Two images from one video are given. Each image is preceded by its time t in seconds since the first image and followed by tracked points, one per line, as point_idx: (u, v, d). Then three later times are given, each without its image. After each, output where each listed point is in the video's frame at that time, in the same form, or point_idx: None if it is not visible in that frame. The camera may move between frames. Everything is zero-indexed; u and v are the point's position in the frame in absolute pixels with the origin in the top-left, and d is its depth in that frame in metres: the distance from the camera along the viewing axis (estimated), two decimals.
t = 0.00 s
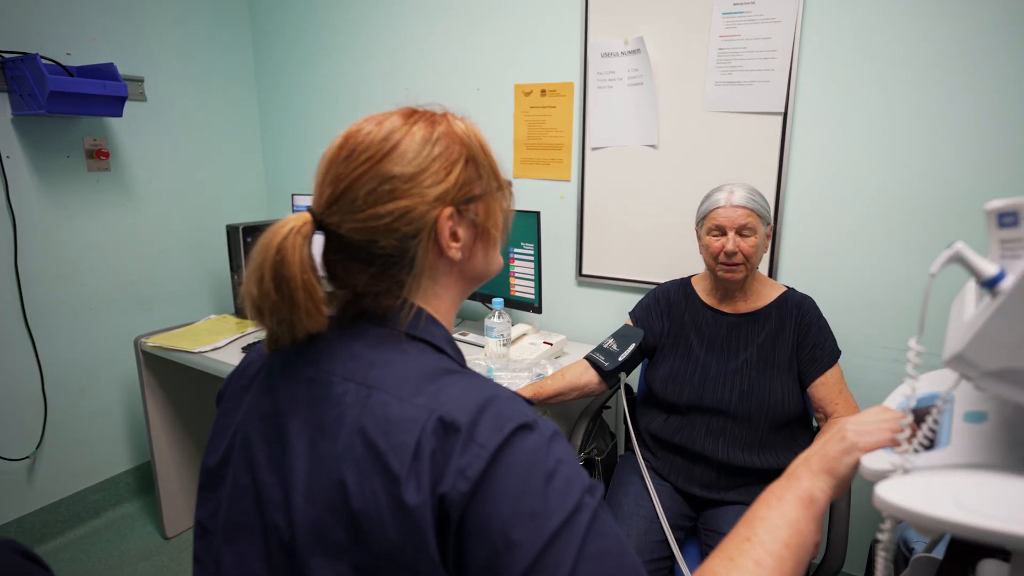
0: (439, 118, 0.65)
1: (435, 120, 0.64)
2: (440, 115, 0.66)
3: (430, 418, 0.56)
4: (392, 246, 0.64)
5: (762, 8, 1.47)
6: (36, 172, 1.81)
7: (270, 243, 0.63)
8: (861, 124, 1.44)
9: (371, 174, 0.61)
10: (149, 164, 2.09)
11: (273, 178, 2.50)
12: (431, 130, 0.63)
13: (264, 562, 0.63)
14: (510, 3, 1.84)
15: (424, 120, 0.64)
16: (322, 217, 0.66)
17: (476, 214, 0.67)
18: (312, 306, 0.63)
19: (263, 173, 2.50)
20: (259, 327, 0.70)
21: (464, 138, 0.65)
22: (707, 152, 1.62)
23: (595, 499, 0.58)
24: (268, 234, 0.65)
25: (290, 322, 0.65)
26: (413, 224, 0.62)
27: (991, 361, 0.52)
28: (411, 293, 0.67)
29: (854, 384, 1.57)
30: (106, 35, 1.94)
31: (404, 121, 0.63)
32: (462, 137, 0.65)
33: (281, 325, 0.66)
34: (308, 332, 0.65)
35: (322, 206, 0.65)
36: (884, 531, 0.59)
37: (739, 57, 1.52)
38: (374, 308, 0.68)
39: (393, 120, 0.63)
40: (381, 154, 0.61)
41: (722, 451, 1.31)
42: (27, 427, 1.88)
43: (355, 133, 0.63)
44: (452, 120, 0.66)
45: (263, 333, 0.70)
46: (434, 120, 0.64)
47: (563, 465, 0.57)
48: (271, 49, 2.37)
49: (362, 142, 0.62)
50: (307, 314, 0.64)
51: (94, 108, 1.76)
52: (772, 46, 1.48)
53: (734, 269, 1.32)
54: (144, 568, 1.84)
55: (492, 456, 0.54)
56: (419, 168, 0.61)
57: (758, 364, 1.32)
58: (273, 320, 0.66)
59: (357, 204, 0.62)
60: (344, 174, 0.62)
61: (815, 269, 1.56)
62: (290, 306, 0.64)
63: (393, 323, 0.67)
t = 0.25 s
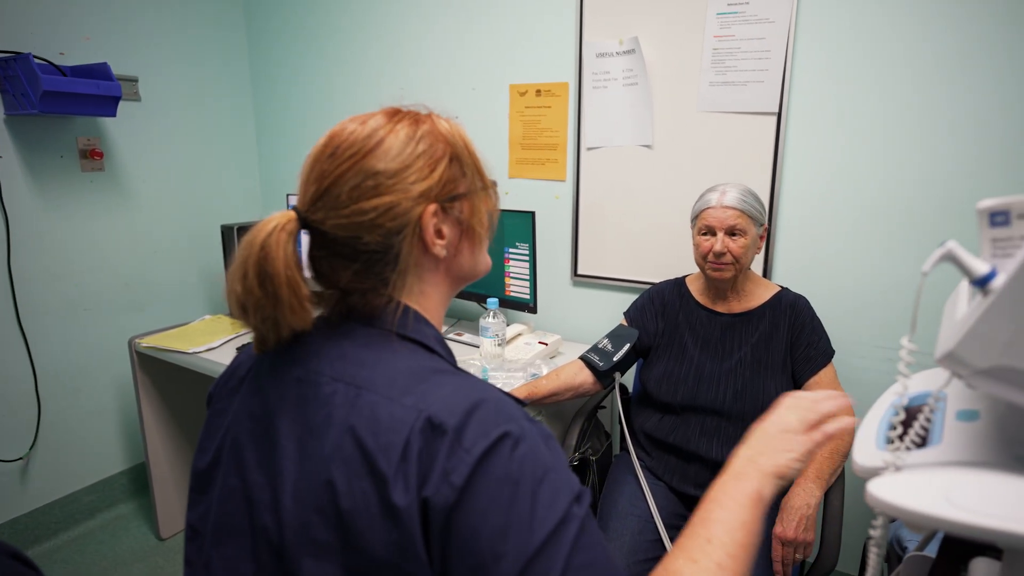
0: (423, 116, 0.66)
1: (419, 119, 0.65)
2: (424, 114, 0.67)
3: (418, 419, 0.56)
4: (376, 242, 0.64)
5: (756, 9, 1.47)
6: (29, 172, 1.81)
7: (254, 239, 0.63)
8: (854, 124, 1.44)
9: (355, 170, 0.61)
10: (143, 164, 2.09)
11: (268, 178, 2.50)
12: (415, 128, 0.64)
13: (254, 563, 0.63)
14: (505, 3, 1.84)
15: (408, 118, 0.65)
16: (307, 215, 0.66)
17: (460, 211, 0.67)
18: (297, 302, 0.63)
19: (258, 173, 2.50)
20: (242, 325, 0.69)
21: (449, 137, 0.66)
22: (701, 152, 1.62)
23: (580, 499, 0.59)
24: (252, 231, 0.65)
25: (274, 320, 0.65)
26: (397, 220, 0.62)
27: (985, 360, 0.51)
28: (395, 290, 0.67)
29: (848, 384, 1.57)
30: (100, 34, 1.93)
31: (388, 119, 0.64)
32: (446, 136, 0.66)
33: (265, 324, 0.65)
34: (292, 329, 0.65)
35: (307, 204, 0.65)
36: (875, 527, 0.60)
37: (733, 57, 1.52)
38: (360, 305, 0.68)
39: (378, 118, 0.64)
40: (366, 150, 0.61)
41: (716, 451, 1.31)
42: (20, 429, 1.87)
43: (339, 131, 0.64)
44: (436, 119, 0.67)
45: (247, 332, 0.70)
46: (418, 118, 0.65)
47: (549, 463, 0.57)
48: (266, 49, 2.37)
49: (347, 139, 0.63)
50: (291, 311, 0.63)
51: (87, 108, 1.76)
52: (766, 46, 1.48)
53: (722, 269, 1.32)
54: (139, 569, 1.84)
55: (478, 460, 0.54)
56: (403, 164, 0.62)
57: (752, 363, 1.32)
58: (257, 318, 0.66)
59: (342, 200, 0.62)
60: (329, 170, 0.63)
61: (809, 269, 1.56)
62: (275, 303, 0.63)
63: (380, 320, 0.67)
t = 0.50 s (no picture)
0: (406, 117, 0.68)
1: (402, 118, 0.67)
2: (408, 114, 0.69)
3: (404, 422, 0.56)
4: (352, 234, 0.64)
5: (750, 9, 1.47)
6: (22, 172, 1.80)
7: (231, 229, 0.64)
8: (847, 124, 1.45)
9: (333, 161, 0.62)
10: (137, 164, 2.08)
11: (263, 178, 2.49)
12: (396, 126, 0.65)
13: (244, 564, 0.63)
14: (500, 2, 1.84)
15: (391, 117, 0.66)
16: (286, 208, 0.66)
17: (440, 209, 0.68)
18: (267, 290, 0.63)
19: (254, 173, 2.50)
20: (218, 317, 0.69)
21: (430, 136, 0.67)
22: (696, 152, 1.62)
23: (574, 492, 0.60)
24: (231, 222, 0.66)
25: (246, 310, 0.65)
26: (373, 212, 0.63)
27: (971, 357, 0.51)
28: (372, 285, 0.67)
29: (841, 383, 1.58)
30: (94, 34, 1.92)
31: (371, 116, 0.66)
32: (429, 135, 0.67)
33: (239, 313, 0.66)
34: (265, 320, 0.65)
35: (287, 197, 0.66)
36: (864, 526, 0.60)
37: (728, 57, 1.52)
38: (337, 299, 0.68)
39: (360, 115, 0.66)
40: (345, 144, 0.63)
41: (710, 450, 1.32)
42: (14, 429, 1.86)
43: (322, 126, 0.65)
44: (419, 119, 0.68)
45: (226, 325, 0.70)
46: (400, 117, 0.67)
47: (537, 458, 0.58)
48: (261, 48, 2.36)
49: (329, 133, 0.64)
50: (262, 299, 0.63)
51: (81, 108, 1.75)
52: (760, 46, 1.48)
53: (714, 269, 1.33)
54: (133, 569, 1.83)
55: (468, 464, 0.55)
56: (381, 157, 0.63)
57: (746, 363, 1.32)
58: (231, 307, 0.66)
59: (319, 191, 0.63)
60: (309, 163, 0.64)
61: (803, 269, 1.57)
62: (247, 291, 0.64)
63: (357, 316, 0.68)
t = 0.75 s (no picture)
0: (393, 121, 0.73)
1: (387, 120, 0.72)
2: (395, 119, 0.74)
3: (405, 421, 0.59)
4: (331, 218, 0.67)
5: (744, 10, 1.48)
6: (16, 172, 1.79)
7: (211, 212, 0.66)
8: (840, 125, 1.45)
9: (316, 149, 0.67)
10: (132, 164, 2.08)
11: (259, 179, 2.49)
12: (380, 124, 0.71)
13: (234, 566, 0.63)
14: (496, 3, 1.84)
15: (376, 118, 0.72)
16: (271, 199, 0.70)
17: (421, 204, 0.72)
18: (238, 271, 0.64)
19: (250, 172, 2.50)
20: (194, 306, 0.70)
21: (414, 136, 0.72)
22: (691, 153, 1.63)
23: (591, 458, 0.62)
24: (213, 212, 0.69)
25: (219, 295, 0.65)
26: (352, 195, 0.66)
27: (957, 357, 0.51)
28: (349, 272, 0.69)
29: (834, 382, 1.59)
30: (88, 34, 1.92)
31: (357, 117, 0.71)
32: (414, 137, 0.72)
33: (210, 297, 0.66)
34: (238, 304, 0.65)
35: (272, 187, 0.70)
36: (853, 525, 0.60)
37: (722, 58, 1.53)
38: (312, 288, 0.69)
39: (347, 115, 0.71)
40: (329, 135, 0.67)
41: (703, 450, 1.31)
42: (8, 431, 1.86)
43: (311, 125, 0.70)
44: (406, 124, 0.74)
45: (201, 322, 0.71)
46: (386, 119, 0.72)
47: (545, 444, 0.59)
48: (257, 48, 2.36)
49: (316, 128, 0.69)
50: (234, 279, 0.64)
51: (75, 108, 1.75)
52: (754, 47, 1.49)
53: (706, 269, 1.33)
54: (128, 571, 1.83)
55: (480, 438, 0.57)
56: (363, 147, 0.67)
57: (739, 362, 1.33)
58: (203, 291, 0.66)
59: (301, 176, 0.67)
60: (295, 153, 0.68)
61: (797, 269, 1.57)
62: (222, 273, 0.64)
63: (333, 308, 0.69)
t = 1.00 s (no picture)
0: (375, 120, 0.74)
1: (370, 119, 0.73)
2: (377, 119, 0.75)
3: (411, 412, 0.62)
4: (311, 214, 0.67)
5: (738, 10, 1.48)
6: (10, 173, 1.78)
7: (194, 213, 0.67)
8: (833, 126, 1.45)
9: (295, 146, 0.67)
10: (126, 165, 2.07)
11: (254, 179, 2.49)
12: (362, 122, 0.71)
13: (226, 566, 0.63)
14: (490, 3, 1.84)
15: (358, 118, 0.72)
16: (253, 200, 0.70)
17: (404, 199, 0.72)
18: (218, 270, 0.64)
19: (244, 172, 2.49)
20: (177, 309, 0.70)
21: (396, 135, 0.73)
22: (685, 153, 1.63)
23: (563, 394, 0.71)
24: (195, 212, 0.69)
25: (200, 293, 0.65)
26: (331, 190, 0.66)
27: (940, 359, 0.52)
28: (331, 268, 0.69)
29: (827, 382, 1.59)
30: (82, 34, 1.91)
31: (338, 116, 0.72)
32: (397, 135, 0.73)
33: (191, 298, 0.65)
34: (217, 301, 0.64)
35: (254, 188, 0.70)
36: (842, 526, 0.60)
37: (716, 59, 1.53)
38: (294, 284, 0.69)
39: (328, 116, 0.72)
40: (309, 133, 0.68)
41: (697, 450, 1.31)
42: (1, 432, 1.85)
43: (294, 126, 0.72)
44: (389, 123, 0.75)
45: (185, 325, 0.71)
46: (368, 119, 0.73)
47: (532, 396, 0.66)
48: (252, 48, 2.36)
49: (297, 128, 0.70)
50: (214, 278, 0.63)
51: (68, 109, 1.74)
52: (748, 47, 1.49)
53: (700, 269, 1.34)
54: (122, 572, 1.83)
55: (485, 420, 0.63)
56: (343, 143, 0.68)
57: (733, 362, 1.33)
58: (185, 291, 0.66)
59: (280, 174, 0.67)
60: (276, 153, 0.69)
61: (790, 269, 1.58)
62: (200, 271, 0.64)
63: (317, 303, 0.70)
